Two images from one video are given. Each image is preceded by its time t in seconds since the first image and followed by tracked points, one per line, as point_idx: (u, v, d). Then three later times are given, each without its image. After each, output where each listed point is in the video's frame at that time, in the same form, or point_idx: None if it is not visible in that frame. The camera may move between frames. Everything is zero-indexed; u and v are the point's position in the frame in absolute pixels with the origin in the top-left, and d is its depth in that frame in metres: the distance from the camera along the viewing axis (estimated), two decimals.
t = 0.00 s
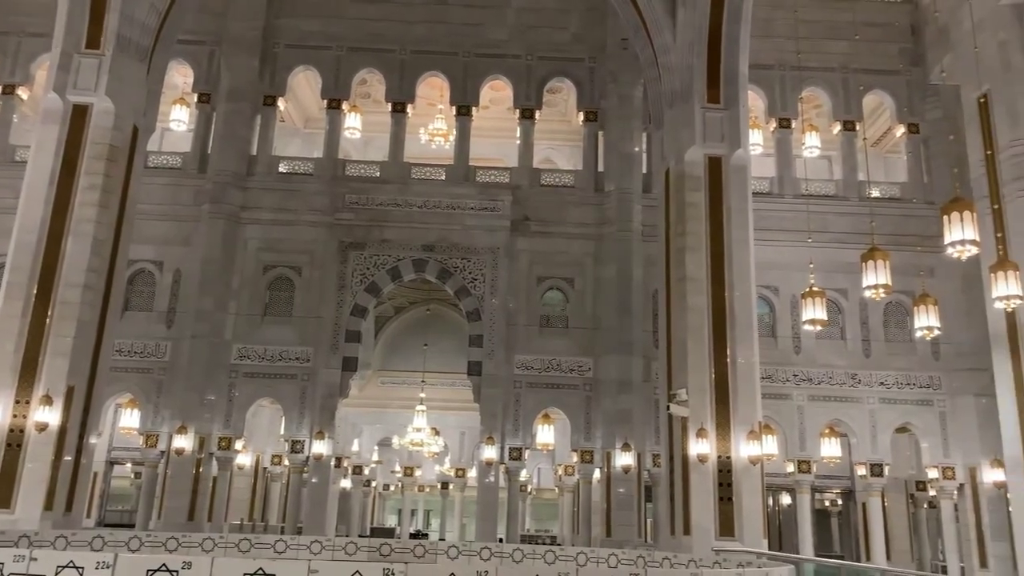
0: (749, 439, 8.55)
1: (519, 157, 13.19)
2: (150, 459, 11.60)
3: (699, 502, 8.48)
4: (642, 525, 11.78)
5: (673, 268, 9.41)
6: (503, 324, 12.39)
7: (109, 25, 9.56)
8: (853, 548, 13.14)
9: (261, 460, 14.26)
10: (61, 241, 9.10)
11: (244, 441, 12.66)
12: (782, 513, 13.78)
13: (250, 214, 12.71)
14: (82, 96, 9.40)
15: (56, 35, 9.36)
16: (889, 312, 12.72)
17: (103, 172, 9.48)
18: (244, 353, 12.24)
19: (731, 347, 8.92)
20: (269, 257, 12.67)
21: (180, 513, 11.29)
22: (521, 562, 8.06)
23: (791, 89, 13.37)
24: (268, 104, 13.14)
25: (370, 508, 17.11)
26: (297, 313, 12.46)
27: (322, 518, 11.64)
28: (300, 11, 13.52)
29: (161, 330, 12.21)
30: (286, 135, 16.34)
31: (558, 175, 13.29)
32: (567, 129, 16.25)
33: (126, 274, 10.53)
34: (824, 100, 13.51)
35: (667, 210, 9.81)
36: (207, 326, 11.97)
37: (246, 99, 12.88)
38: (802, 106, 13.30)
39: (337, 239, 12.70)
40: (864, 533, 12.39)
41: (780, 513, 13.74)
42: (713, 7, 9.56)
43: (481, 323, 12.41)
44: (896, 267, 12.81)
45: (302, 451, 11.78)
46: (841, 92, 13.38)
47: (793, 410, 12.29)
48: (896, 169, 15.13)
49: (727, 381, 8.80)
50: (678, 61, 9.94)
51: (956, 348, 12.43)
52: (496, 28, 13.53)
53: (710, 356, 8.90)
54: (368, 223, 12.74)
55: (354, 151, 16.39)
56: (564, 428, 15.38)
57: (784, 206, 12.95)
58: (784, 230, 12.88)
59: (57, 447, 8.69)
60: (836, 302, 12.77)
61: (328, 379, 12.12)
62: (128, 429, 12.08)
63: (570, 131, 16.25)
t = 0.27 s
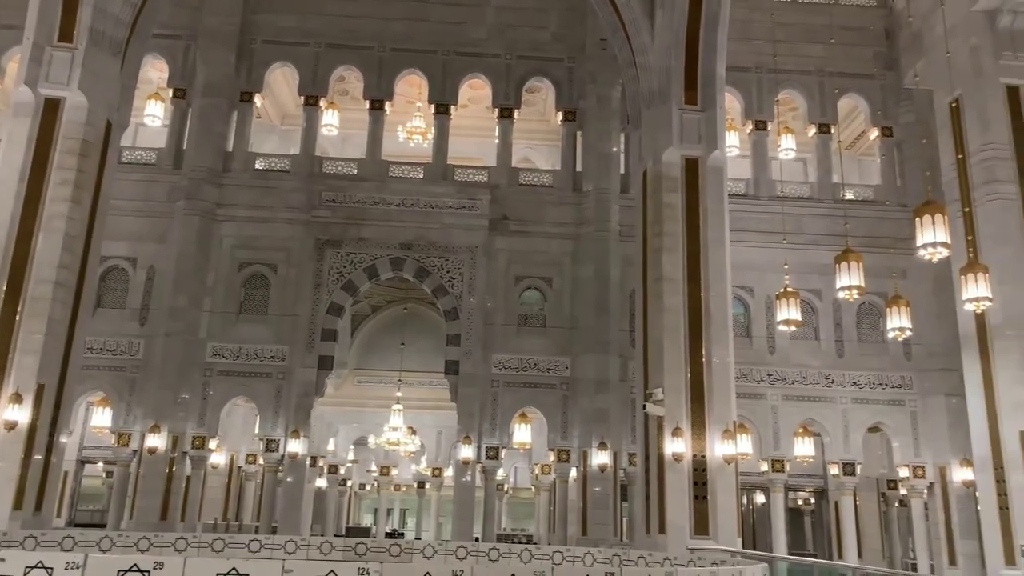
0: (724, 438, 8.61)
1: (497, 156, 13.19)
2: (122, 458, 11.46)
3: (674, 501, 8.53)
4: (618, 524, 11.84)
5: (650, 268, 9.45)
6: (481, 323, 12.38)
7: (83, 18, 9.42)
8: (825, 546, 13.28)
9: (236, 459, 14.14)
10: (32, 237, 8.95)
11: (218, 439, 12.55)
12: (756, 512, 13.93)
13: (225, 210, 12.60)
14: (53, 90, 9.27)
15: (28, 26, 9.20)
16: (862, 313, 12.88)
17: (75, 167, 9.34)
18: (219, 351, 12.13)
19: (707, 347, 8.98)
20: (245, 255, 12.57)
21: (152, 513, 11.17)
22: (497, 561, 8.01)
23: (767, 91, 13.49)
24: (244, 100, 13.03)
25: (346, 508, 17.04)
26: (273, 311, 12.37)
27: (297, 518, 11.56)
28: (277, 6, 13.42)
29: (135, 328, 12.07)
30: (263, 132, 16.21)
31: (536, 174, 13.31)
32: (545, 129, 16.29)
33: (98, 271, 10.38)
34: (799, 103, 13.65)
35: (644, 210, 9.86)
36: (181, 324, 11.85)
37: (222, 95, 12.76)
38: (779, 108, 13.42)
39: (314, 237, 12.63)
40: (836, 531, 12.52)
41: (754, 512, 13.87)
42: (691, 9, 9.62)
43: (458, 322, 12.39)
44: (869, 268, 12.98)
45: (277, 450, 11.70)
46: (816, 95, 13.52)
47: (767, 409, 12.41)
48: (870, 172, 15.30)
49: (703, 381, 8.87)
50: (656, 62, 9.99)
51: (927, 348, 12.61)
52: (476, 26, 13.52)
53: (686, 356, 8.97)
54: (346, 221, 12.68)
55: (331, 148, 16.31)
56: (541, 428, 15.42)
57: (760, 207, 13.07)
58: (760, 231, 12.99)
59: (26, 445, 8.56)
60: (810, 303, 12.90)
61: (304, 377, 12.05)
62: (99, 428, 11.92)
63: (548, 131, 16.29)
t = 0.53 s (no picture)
0: (706, 437, 8.65)
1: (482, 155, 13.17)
2: (101, 457, 11.35)
3: (657, 500, 8.55)
4: (600, 524, 11.86)
5: (634, 268, 9.47)
6: (465, 322, 12.37)
7: (63, 12, 9.28)
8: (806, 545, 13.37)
9: (217, 458, 14.04)
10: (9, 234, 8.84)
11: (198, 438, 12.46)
12: (738, 511, 14.00)
13: (207, 208, 12.52)
14: (33, 85, 9.05)
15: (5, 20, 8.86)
16: (844, 313, 12.98)
17: (54, 162, 9.23)
18: (200, 349, 12.04)
19: (690, 347, 9.02)
20: (227, 252, 12.48)
21: (132, 512, 11.06)
22: (480, 560, 7.91)
23: (751, 92, 13.56)
24: (227, 97, 12.94)
25: (328, 507, 16.96)
26: (255, 309, 12.29)
27: (278, 517, 11.50)
28: (261, 3, 13.34)
29: (115, 326, 11.96)
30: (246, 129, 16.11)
31: (521, 173, 13.31)
32: (530, 128, 16.28)
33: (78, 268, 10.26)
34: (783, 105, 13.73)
35: (628, 210, 9.88)
36: (162, 321, 11.75)
37: (205, 91, 12.68)
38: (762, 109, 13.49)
39: (297, 235, 12.56)
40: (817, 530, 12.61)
41: (736, 512, 13.95)
42: (675, 10, 9.65)
43: (442, 321, 12.37)
44: (850, 269, 13.08)
45: (259, 449, 11.63)
46: (799, 97, 13.61)
47: (749, 409, 12.48)
48: (852, 174, 15.42)
49: (685, 380, 8.91)
50: (640, 63, 10.02)
51: (907, 349, 12.73)
52: (461, 25, 13.50)
53: (669, 356, 8.99)
54: (329, 219, 12.63)
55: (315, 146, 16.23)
56: (525, 427, 15.42)
57: (743, 208, 13.14)
58: (743, 232, 13.06)
59: (4, 444, 8.46)
60: (792, 303, 12.98)
61: (286, 376, 11.98)
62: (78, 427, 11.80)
63: (533, 130, 16.29)
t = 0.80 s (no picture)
0: (693, 437, 8.68)
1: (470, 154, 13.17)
2: (86, 457, 11.27)
3: (644, 500, 8.58)
4: (589, 523, 11.91)
5: (622, 268, 9.49)
6: (453, 322, 12.36)
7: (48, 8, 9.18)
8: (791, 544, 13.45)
9: (203, 458, 13.99)
10: None
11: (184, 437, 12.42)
12: (724, 510, 14.07)
13: (194, 205, 12.46)
14: (17, 80, 8.88)
15: None
16: (831, 314, 13.05)
17: (39, 158, 9.26)
18: (187, 348, 11.98)
19: (677, 347, 9.05)
20: (214, 251, 12.42)
21: (117, 512, 11.00)
22: (467, 559, 7.92)
23: (739, 93, 13.61)
24: (214, 94, 12.87)
25: (315, 506, 16.92)
26: (242, 307, 12.24)
27: (265, 517, 11.46)
28: None
29: (101, 324, 11.88)
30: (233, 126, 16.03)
31: (509, 173, 13.31)
32: (519, 128, 16.28)
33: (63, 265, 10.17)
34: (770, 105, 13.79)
35: (616, 210, 9.90)
36: (148, 320, 11.69)
37: (192, 88, 12.61)
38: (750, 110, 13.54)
39: (285, 234, 12.53)
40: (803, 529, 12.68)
41: (722, 511, 14.02)
42: (664, 10, 9.68)
43: (430, 320, 12.37)
44: (837, 270, 13.16)
45: (246, 448, 11.58)
46: (787, 98, 13.67)
47: (736, 409, 12.53)
48: (839, 174, 15.52)
49: (672, 380, 8.94)
50: (629, 63, 10.04)
51: (892, 349, 12.82)
52: (450, 24, 13.49)
53: (657, 356, 9.01)
54: (317, 217, 12.60)
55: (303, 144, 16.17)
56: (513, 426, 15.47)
57: (731, 208, 13.20)
58: (730, 232, 13.12)
59: None
60: (779, 303, 13.05)
61: (273, 375, 11.94)
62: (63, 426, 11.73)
63: (522, 130, 16.30)
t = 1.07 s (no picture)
0: (684, 436, 8.70)
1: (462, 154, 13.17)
2: (76, 457, 11.22)
3: (636, 499, 8.58)
4: (580, 522, 11.94)
5: (614, 267, 9.50)
6: (444, 321, 12.40)
7: (38, 7, 9.15)
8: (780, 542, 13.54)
9: (194, 458, 13.95)
10: None
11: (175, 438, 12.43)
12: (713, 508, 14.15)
13: (185, 205, 12.42)
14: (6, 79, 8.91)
15: None
16: (821, 314, 13.12)
17: (28, 157, 9.05)
18: (177, 348, 11.93)
19: (669, 346, 9.07)
20: (205, 250, 12.38)
21: (107, 513, 10.95)
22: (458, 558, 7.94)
23: (730, 93, 13.67)
24: (205, 93, 12.81)
25: (305, 506, 16.92)
26: (234, 307, 12.21)
27: (256, 517, 11.46)
28: None
29: (91, 324, 11.81)
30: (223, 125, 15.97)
31: (501, 173, 13.31)
32: (510, 128, 16.29)
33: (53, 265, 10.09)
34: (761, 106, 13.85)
35: (608, 209, 9.92)
36: (138, 320, 11.66)
37: (183, 88, 12.58)
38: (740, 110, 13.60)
39: (277, 234, 12.56)
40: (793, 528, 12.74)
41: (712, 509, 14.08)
42: (655, 11, 9.70)
43: (422, 320, 12.43)
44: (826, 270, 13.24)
45: (237, 448, 11.57)
46: (777, 98, 13.75)
47: (727, 408, 12.58)
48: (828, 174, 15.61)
49: (664, 380, 8.95)
50: (620, 63, 10.07)
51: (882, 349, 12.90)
52: (442, 24, 13.49)
53: (648, 355, 9.02)
54: (309, 217, 12.64)
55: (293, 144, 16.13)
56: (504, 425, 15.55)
57: (721, 208, 13.29)
58: (721, 232, 13.17)
59: None
60: (770, 303, 13.10)
61: (265, 375, 11.92)
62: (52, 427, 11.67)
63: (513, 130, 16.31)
